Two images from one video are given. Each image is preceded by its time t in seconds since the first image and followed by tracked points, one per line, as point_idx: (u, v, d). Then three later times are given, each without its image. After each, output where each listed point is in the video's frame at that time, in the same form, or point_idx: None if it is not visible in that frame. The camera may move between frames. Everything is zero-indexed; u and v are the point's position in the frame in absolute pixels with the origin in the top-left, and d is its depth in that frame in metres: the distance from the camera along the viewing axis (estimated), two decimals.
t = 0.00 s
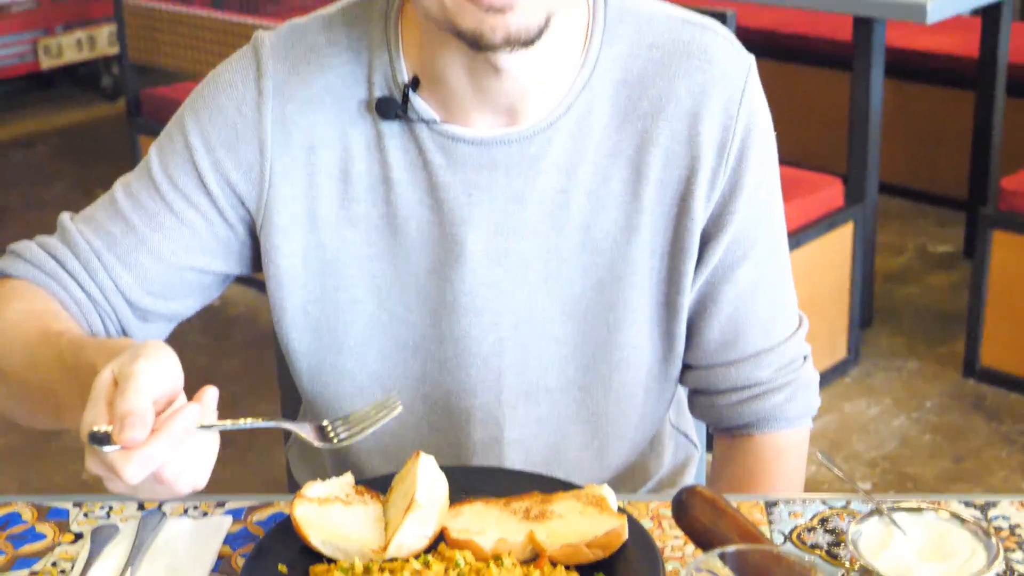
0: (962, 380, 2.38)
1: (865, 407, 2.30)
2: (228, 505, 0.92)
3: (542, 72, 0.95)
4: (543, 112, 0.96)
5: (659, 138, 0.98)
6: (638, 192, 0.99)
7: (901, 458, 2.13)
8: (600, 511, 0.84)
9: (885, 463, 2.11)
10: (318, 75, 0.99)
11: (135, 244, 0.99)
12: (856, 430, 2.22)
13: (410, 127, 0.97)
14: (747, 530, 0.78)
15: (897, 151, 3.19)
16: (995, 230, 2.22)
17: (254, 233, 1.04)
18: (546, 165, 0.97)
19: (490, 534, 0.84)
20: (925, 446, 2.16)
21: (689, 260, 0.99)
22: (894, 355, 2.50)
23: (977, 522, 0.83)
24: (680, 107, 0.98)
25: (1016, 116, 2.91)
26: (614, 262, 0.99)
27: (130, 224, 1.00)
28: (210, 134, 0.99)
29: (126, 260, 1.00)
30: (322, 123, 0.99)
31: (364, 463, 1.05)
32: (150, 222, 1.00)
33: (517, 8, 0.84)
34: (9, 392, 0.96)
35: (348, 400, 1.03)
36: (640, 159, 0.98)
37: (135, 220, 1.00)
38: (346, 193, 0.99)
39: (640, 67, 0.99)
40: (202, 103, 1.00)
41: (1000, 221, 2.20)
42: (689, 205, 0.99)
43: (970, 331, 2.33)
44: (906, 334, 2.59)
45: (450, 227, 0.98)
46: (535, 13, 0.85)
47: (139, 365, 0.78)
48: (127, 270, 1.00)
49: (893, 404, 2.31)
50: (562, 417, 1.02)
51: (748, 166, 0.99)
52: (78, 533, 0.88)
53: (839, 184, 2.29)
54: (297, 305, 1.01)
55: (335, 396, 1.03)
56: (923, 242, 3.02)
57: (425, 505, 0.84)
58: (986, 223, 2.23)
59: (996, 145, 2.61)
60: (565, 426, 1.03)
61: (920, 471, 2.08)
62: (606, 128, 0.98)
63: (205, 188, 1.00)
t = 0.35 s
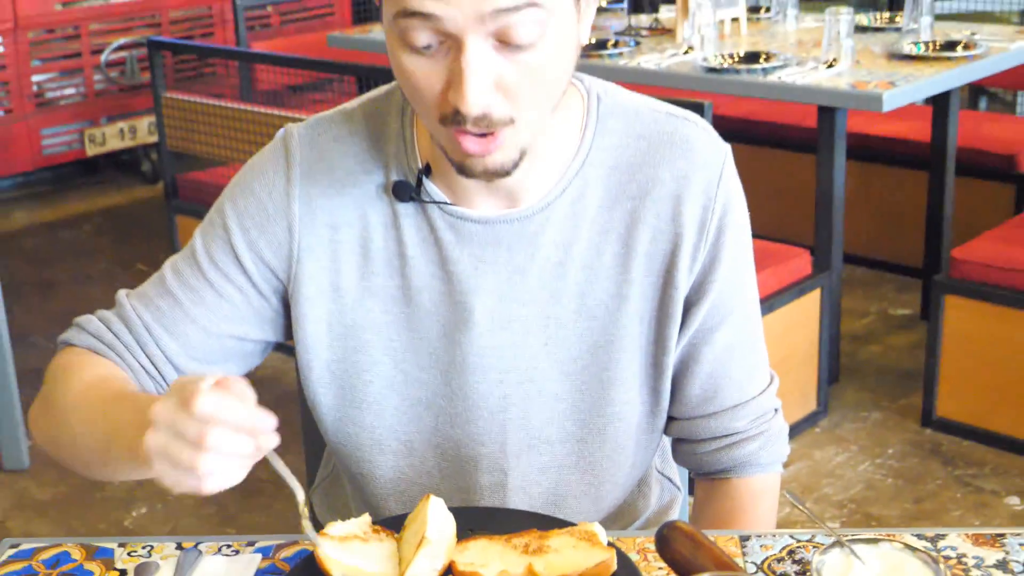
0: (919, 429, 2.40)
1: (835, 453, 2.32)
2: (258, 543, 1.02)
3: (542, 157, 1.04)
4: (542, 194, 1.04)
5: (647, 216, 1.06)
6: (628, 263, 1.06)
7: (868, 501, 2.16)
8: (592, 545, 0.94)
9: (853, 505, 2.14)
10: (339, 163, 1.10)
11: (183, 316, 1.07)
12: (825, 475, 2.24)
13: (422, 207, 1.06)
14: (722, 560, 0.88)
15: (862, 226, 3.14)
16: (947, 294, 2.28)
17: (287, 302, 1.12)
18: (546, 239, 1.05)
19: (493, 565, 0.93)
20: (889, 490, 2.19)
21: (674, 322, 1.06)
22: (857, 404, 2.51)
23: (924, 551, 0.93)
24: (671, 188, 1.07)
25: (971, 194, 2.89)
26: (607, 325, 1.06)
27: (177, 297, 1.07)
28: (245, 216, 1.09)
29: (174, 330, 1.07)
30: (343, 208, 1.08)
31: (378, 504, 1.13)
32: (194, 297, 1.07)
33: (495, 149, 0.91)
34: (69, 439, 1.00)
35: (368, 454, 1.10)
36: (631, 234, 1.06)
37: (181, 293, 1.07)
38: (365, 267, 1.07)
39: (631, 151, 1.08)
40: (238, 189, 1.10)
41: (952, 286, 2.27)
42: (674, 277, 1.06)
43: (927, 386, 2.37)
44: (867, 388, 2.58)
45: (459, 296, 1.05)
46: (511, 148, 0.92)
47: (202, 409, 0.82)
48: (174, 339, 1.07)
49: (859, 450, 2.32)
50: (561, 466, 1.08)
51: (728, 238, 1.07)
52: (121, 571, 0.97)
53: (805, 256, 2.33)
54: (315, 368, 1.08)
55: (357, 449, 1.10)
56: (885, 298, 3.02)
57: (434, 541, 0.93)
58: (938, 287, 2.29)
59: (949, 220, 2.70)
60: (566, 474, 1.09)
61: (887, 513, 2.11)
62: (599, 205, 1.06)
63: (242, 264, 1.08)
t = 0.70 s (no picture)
0: (884, 441, 2.43)
1: (808, 462, 2.35)
2: (282, 541, 1.12)
3: (544, 188, 1.08)
4: (540, 224, 1.08)
5: (634, 246, 1.10)
6: (618, 285, 1.10)
7: (838, 505, 2.18)
8: (582, 540, 1.03)
9: (824, 509, 2.17)
10: (358, 201, 1.13)
11: (229, 348, 1.10)
12: (798, 483, 2.27)
13: (432, 240, 1.09)
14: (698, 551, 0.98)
15: (829, 253, 3.18)
16: (909, 316, 2.31)
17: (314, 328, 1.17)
18: (544, 266, 1.08)
19: (493, 559, 1.03)
20: (858, 496, 2.22)
21: (658, 342, 1.10)
22: (826, 419, 2.53)
23: (879, 544, 1.04)
24: (664, 217, 1.11)
25: (929, 225, 2.93)
26: (600, 343, 1.10)
27: (222, 331, 1.10)
28: (276, 253, 1.13)
29: (222, 361, 1.10)
30: (363, 240, 1.12)
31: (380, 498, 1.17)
32: (237, 331, 1.10)
33: (495, 185, 1.00)
34: (150, 453, 1.06)
35: (385, 466, 1.15)
36: (621, 261, 1.10)
37: (226, 326, 1.10)
38: (381, 294, 1.11)
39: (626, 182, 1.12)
40: (267, 229, 1.14)
41: (915, 310, 2.29)
42: (658, 302, 1.10)
43: (889, 400, 2.39)
44: (835, 405, 2.60)
45: (465, 320, 1.09)
46: (510, 184, 1.00)
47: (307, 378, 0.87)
48: (223, 371, 1.10)
49: (830, 460, 2.35)
50: (559, 476, 1.12)
51: (708, 260, 1.12)
52: (158, 567, 1.08)
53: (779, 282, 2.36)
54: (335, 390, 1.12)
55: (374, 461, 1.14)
56: (854, 324, 3.07)
57: (440, 537, 1.03)
58: (902, 311, 2.32)
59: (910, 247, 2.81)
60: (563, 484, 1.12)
61: (855, 515, 2.13)
62: (591, 237, 1.10)
63: (276, 297, 1.12)
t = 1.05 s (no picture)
0: (845, 437, 2.52)
1: (778, 457, 2.43)
2: (305, 523, 1.26)
3: (538, 209, 1.22)
4: (534, 241, 1.22)
5: (617, 259, 1.24)
6: (604, 294, 1.23)
7: (806, 496, 2.26)
8: (572, 519, 1.16)
9: (793, 498, 2.24)
10: (376, 222, 1.28)
11: (259, 351, 1.24)
12: (769, 476, 2.35)
13: (439, 255, 1.23)
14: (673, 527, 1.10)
15: (797, 267, 3.30)
16: (869, 325, 2.39)
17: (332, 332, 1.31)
18: (538, 278, 1.22)
19: (493, 538, 1.16)
20: (824, 487, 2.29)
21: (639, 345, 1.24)
22: (793, 418, 2.62)
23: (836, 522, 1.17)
24: (645, 234, 1.24)
25: (888, 246, 3.06)
26: (587, 346, 1.23)
27: (251, 336, 1.24)
28: (300, 270, 1.27)
29: (253, 363, 1.24)
30: (378, 254, 1.27)
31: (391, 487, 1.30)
32: (267, 337, 1.24)
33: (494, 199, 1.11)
34: (189, 444, 1.17)
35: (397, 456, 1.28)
36: (606, 273, 1.24)
37: (255, 332, 1.24)
38: (394, 304, 1.26)
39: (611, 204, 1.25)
40: (293, 245, 1.28)
41: (875, 319, 2.37)
42: (638, 310, 1.24)
43: (851, 397, 2.47)
44: (802, 405, 2.69)
45: (468, 325, 1.22)
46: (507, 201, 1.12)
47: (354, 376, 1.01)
48: (253, 372, 1.24)
49: (797, 454, 2.44)
50: (552, 464, 1.26)
51: (684, 272, 1.25)
52: (195, 547, 1.21)
53: (749, 295, 2.41)
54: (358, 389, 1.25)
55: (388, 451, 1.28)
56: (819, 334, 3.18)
57: (446, 518, 1.16)
58: (861, 320, 2.39)
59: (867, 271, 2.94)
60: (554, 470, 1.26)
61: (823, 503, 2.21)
62: (579, 251, 1.24)
63: (300, 306, 1.26)
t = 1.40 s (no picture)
0: (815, 422, 2.63)
1: (754, 440, 2.54)
2: (334, 494, 1.41)
3: (540, 205, 1.32)
4: (536, 234, 1.32)
5: (609, 252, 1.36)
6: (597, 285, 1.35)
7: (779, 473, 2.36)
8: (570, 488, 1.29)
9: (768, 476, 2.34)
10: (398, 216, 1.37)
11: (302, 320, 1.26)
12: (746, 455, 2.45)
13: (452, 247, 1.33)
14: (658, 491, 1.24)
15: (771, 269, 3.46)
16: (836, 322, 2.51)
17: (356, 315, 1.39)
18: (539, 270, 1.33)
19: (501, 504, 1.28)
20: (795, 465, 2.40)
21: (629, 331, 1.37)
22: (768, 405, 2.75)
23: (806, 490, 1.33)
24: (635, 231, 1.36)
25: (854, 252, 3.22)
26: (582, 330, 1.35)
27: (292, 309, 1.27)
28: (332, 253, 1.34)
29: (294, 334, 1.25)
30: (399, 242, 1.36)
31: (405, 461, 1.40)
32: (304, 307, 1.27)
33: (513, 159, 1.18)
34: (230, 406, 1.11)
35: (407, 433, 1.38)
36: (599, 266, 1.36)
37: (297, 305, 1.27)
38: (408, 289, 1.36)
39: (603, 202, 1.37)
40: (325, 233, 1.35)
41: (841, 316, 2.49)
42: (627, 299, 1.36)
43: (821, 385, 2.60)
44: (776, 394, 2.83)
45: (476, 312, 1.33)
46: (524, 164, 1.19)
47: (399, 293, 0.93)
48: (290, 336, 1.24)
49: (772, 436, 2.56)
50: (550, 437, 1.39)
51: (668, 266, 1.38)
52: (239, 513, 1.37)
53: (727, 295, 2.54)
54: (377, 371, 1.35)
55: (399, 427, 1.38)
56: (791, 330, 3.34)
57: (460, 487, 1.28)
58: (828, 316, 2.51)
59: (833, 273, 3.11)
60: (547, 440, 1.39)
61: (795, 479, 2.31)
62: (576, 246, 1.36)
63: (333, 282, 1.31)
